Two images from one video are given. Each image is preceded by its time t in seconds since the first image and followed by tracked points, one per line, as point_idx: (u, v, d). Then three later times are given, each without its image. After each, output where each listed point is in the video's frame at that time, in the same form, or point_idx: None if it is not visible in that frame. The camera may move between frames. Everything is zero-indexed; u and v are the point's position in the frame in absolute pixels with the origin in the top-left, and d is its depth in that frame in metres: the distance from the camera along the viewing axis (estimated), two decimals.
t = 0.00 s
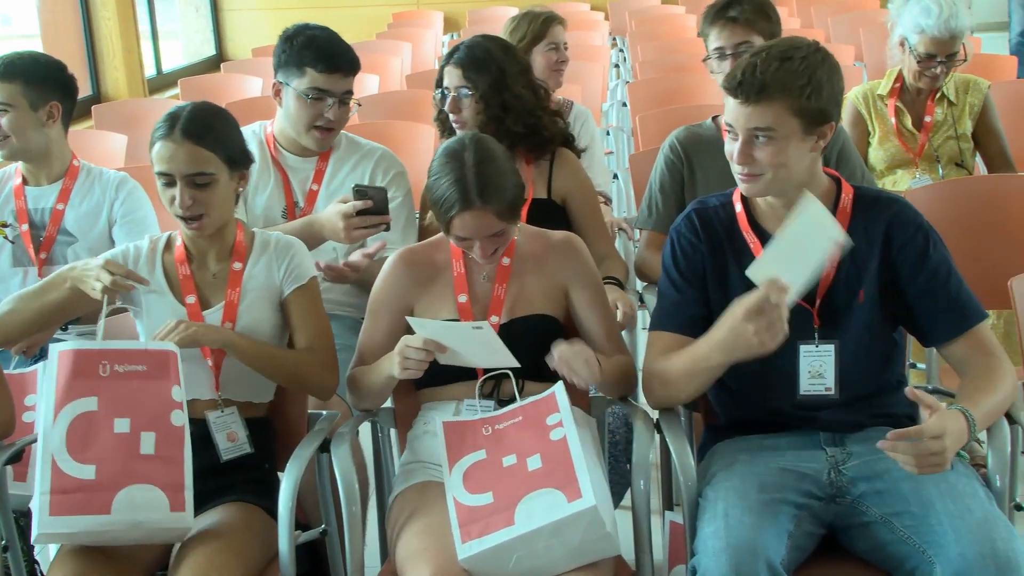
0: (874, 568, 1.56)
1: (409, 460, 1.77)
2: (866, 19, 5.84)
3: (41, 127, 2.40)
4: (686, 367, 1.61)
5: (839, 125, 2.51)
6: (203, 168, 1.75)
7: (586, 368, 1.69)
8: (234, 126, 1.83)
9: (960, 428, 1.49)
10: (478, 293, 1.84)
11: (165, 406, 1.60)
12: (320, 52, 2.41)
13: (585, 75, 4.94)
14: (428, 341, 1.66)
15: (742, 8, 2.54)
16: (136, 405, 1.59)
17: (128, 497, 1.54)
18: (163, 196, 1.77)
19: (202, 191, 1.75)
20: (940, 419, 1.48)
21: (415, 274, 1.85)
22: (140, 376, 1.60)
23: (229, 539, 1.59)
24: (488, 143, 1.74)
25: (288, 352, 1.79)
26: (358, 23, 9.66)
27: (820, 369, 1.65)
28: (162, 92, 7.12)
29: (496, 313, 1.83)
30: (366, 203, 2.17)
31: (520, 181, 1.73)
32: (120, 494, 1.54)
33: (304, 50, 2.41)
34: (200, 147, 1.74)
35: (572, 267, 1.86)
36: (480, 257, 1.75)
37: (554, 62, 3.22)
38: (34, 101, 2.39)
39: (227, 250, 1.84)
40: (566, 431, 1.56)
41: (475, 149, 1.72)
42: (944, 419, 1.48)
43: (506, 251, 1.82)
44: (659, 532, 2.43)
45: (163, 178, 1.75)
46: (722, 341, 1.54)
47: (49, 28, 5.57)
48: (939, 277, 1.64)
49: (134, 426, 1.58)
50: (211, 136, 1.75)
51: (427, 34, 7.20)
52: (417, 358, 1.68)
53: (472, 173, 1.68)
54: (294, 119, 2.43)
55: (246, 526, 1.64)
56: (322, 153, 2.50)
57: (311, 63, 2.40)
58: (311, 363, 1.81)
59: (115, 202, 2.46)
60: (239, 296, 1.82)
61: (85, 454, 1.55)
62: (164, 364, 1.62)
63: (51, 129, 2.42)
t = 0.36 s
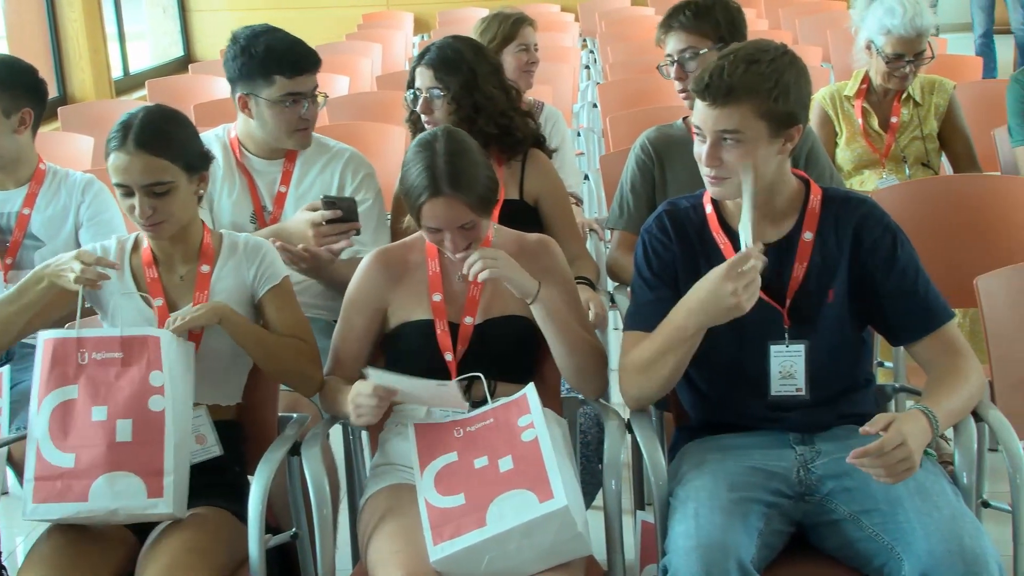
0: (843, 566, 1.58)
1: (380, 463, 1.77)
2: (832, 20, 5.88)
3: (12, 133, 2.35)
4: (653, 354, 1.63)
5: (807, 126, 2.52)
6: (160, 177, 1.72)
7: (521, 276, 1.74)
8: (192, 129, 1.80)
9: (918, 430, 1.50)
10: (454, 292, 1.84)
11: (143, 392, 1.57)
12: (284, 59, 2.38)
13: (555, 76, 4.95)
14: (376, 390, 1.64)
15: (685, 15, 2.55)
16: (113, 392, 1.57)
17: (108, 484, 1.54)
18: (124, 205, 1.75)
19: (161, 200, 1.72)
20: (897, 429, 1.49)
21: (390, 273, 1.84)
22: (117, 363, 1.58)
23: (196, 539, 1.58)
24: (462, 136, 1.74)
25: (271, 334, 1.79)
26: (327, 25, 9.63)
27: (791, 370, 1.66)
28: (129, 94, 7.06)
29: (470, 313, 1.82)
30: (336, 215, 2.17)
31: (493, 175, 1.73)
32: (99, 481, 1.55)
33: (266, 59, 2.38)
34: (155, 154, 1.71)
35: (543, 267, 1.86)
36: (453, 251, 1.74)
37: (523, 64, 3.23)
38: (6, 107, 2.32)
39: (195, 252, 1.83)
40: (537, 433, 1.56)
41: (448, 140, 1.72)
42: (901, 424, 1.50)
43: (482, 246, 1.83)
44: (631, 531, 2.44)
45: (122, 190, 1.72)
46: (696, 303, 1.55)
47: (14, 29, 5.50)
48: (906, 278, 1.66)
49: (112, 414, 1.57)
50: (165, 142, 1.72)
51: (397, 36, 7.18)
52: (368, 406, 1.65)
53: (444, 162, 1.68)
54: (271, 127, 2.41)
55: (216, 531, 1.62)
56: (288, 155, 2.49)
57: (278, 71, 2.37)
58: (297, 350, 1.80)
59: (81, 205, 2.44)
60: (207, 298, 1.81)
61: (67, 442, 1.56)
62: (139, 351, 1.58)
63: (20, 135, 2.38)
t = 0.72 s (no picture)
0: (810, 564, 1.59)
1: (349, 466, 1.76)
2: (798, 22, 5.93)
3: None
4: (620, 355, 1.63)
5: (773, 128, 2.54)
6: (131, 188, 1.70)
7: (496, 269, 1.74)
8: (157, 133, 1.77)
9: (883, 430, 1.52)
10: (425, 289, 1.85)
11: (117, 398, 1.57)
12: (237, 48, 2.40)
13: (524, 77, 4.95)
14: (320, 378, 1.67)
15: (674, 10, 2.58)
16: (85, 397, 1.57)
17: (74, 489, 1.53)
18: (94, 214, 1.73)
19: (133, 211, 1.71)
20: (862, 429, 1.50)
21: (360, 273, 1.85)
22: (92, 371, 1.58)
23: (162, 542, 1.57)
24: (440, 125, 1.77)
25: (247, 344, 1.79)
26: (294, 26, 9.59)
27: (759, 370, 1.67)
28: (94, 95, 6.99)
29: (442, 310, 1.83)
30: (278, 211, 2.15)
31: (468, 164, 1.76)
32: (65, 487, 1.53)
33: (218, 47, 2.40)
34: (125, 166, 1.69)
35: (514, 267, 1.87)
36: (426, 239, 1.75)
37: (492, 65, 3.23)
38: None
39: (165, 255, 1.81)
40: (508, 433, 1.56)
41: (426, 125, 1.75)
42: (865, 424, 1.51)
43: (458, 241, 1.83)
44: (601, 532, 2.44)
45: (92, 200, 1.70)
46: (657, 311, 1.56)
47: None
48: (872, 277, 1.67)
49: (83, 419, 1.56)
50: (134, 152, 1.70)
51: (365, 37, 7.16)
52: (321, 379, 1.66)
53: (421, 142, 1.71)
54: (221, 118, 2.40)
55: (183, 536, 1.61)
56: (250, 151, 2.47)
57: (229, 60, 2.39)
58: (264, 363, 1.80)
59: (45, 208, 2.41)
60: (177, 302, 1.80)
61: (34, 447, 1.55)
62: (117, 358, 1.58)
63: None
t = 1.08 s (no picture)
0: (781, 563, 1.60)
1: (319, 469, 1.75)
2: (767, 23, 5.96)
3: None
4: (586, 351, 1.63)
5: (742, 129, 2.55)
6: (109, 192, 1.68)
7: (473, 263, 1.74)
8: (135, 137, 1.75)
9: (850, 425, 1.53)
10: (396, 292, 1.85)
11: (74, 401, 1.55)
12: (165, 48, 2.34)
13: (494, 78, 4.95)
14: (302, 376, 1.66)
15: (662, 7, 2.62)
16: (42, 403, 1.55)
17: (38, 493, 1.51)
18: (71, 217, 1.71)
19: (111, 214, 1.70)
20: (829, 424, 1.51)
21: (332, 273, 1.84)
22: (48, 376, 1.56)
23: (130, 546, 1.56)
24: (408, 120, 1.78)
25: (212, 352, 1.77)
26: (263, 28, 9.55)
27: (728, 369, 1.68)
28: (61, 97, 6.92)
29: (414, 312, 1.82)
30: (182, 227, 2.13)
31: (439, 157, 1.77)
32: (28, 492, 1.51)
33: (148, 53, 2.34)
34: (105, 169, 1.67)
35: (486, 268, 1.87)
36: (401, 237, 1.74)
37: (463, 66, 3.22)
38: None
39: (138, 258, 1.80)
40: (479, 434, 1.57)
41: (394, 120, 1.75)
42: (833, 420, 1.52)
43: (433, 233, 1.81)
44: (573, 532, 2.45)
45: (68, 202, 1.68)
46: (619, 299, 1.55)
47: None
48: (840, 276, 1.69)
49: (42, 424, 1.54)
50: (112, 156, 1.68)
51: (335, 38, 7.14)
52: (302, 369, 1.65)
53: (391, 136, 1.71)
54: (168, 122, 2.35)
55: (151, 541, 1.59)
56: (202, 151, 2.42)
57: (161, 61, 2.33)
58: (230, 372, 1.79)
59: (10, 210, 2.38)
60: (148, 306, 1.78)
61: None
62: (70, 363, 1.57)
63: None
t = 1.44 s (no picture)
0: (754, 561, 1.61)
1: (293, 472, 1.75)
2: (740, 24, 5.99)
3: None
4: (562, 352, 1.64)
5: (716, 129, 2.56)
6: (81, 198, 1.67)
7: (446, 270, 1.73)
8: (105, 141, 1.74)
9: (817, 424, 1.54)
10: (368, 294, 1.84)
11: (51, 403, 1.55)
12: (95, 63, 2.18)
13: (468, 79, 4.95)
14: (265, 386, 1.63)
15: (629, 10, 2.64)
16: (19, 406, 1.54)
17: (10, 494, 1.50)
18: (41, 224, 1.69)
19: (82, 219, 1.68)
20: (797, 423, 1.52)
21: (304, 275, 1.83)
22: (27, 379, 1.56)
23: (103, 549, 1.55)
24: (376, 125, 1.78)
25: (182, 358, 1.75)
26: (235, 29, 9.50)
27: (700, 368, 1.68)
28: (29, 98, 6.85)
29: (386, 316, 1.82)
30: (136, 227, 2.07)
31: (406, 161, 1.77)
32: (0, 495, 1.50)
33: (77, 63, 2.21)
34: (77, 177, 1.65)
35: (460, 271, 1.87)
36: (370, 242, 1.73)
37: (437, 67, 3.22)
38: None
39: (110, 261, 1.78)
40: (453, 436, 1.57)
41: (360, 125, 1.75)
42: (800, 419, 1.53)
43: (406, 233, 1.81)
44: (547, 533, 2.45)
45: (38, 210, 1.66)
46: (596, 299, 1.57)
47: None
48: (811, 276, 1.70)
49: (17, 426, 1.53)
50: (83, 162, 1.66)
51: (308, 39, 7.11)
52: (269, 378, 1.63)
53: (355, 142, 1.71)
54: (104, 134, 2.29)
55: (124, 544, 1.58)
56: (166, 153, 2.39)
57: (93, 78, 2.19)
58: (202, 376, 1.77)
59: None
60: (119, 309, 1.77)
61: None
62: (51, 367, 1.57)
63: None
